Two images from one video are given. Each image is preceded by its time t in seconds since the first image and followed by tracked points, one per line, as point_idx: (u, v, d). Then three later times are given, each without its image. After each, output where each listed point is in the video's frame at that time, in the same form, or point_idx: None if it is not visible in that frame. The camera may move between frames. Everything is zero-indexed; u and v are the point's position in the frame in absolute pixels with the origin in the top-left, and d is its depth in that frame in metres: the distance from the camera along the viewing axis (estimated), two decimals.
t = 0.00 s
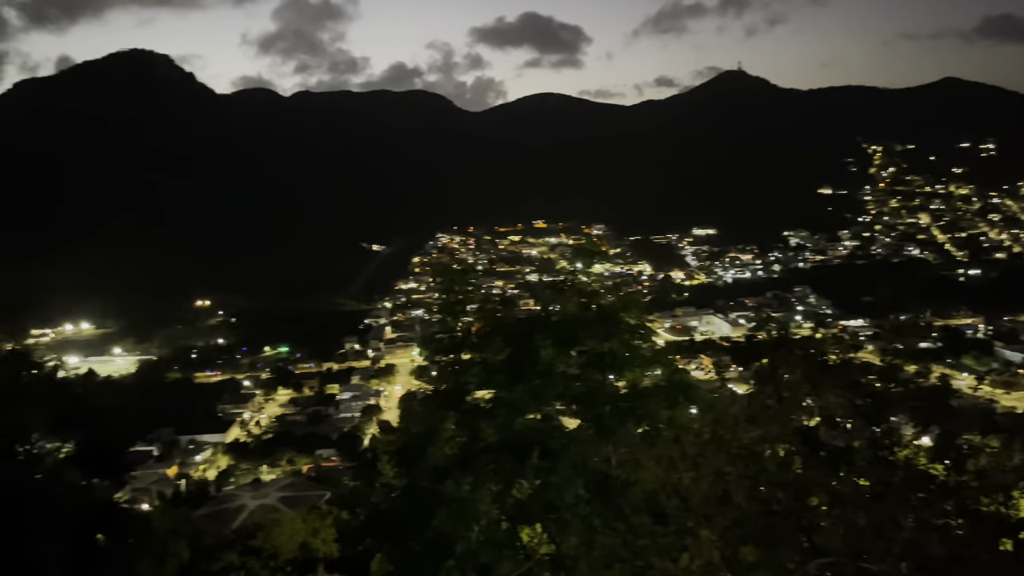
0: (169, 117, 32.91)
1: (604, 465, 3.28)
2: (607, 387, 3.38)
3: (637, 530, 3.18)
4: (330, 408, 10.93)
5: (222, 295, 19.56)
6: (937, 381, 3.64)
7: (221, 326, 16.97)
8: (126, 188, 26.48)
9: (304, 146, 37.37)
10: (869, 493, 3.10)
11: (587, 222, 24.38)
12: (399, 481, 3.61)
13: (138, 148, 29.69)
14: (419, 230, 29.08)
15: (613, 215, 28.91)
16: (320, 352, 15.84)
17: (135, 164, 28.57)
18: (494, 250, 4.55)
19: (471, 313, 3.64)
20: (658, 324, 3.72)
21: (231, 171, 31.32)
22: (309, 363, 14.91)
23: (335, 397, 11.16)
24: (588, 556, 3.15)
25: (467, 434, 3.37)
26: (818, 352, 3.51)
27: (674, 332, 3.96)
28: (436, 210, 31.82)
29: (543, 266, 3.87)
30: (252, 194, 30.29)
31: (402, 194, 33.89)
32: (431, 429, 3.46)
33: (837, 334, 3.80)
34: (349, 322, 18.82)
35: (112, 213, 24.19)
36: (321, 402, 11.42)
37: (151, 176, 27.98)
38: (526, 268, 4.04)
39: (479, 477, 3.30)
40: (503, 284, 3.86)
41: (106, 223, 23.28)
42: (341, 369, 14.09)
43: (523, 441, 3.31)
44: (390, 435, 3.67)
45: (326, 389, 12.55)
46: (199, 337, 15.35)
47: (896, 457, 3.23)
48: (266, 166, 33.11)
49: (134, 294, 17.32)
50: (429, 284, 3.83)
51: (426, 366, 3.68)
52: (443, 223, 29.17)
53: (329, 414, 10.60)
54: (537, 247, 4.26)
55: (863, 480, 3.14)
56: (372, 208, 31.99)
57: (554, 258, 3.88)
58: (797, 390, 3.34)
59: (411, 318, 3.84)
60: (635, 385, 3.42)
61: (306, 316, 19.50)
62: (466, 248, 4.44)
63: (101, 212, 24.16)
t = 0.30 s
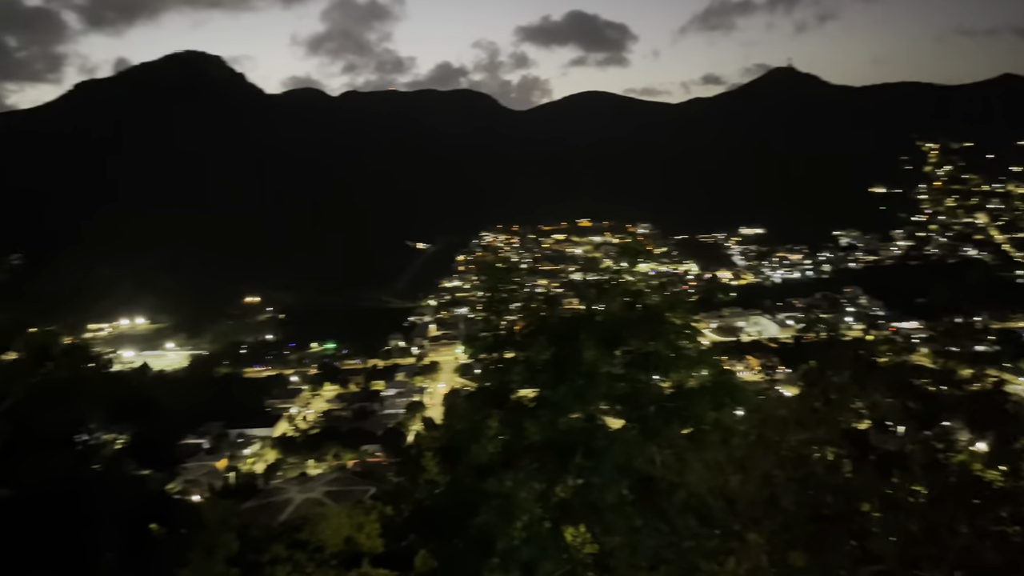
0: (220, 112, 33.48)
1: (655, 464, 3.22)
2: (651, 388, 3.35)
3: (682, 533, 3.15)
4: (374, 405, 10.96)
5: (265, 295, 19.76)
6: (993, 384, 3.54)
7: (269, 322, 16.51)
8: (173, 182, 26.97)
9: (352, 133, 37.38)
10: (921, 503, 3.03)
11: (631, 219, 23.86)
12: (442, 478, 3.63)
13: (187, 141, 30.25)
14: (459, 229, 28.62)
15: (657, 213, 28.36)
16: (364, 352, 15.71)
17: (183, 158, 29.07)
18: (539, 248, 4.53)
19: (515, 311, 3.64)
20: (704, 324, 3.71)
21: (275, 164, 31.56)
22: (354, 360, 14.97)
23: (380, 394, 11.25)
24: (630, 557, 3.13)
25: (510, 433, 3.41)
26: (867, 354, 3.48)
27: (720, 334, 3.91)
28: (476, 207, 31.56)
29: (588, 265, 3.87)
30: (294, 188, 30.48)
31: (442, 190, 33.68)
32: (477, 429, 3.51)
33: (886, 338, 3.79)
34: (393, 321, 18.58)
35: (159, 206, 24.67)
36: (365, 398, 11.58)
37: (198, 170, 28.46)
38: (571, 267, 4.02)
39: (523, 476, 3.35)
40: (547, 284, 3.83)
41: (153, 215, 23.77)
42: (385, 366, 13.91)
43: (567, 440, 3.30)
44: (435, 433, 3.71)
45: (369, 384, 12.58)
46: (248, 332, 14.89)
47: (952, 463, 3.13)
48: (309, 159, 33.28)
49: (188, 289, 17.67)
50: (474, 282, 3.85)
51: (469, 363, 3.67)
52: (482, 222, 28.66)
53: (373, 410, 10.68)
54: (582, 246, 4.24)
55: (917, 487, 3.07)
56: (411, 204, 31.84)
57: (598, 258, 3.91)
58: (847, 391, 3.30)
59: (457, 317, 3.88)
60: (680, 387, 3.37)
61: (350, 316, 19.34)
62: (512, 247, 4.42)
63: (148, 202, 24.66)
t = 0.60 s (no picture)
0: (269, 114, 34.22)
1: (690, 462, 3.12)
2: (698, 389, 3.28)
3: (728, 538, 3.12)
4: (420, 403, 10.93)
5: (319, 290, 20.00)
6: None
7: (319, 321, 15.53)
8: (221, 177, 27.48)
9: (396, 134, 37.66)
10: (978, 511, 3.10)
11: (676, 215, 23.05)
12: (486, 477, 3.61)
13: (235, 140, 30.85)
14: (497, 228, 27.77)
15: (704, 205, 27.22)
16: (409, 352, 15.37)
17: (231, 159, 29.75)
18: (583, 247, 4.49)
19: (559, 310, 3.63)
20: (753, 326, 3.68)
21: (317, 163, 31.91)
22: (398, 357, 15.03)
23: (424, 394, 11.03)
24: (675, 561, 3.09)
25: (553, 433, 3.38)
26: (925, 357, 3.42)
27: (768, 335, 3.86)
28: (516, 208, 31.30)
29: (632, 264, 3.83)
30: (335, 187, 30.66)
31: (481, 189, 33.62)
32: (518, 429, 3.47)
33: (941, 339, 3.77)
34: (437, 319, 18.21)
35: (208, 200, 25.11)
36: (409, 395, 11.45)
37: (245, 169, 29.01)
38: (615, 265, 3.98)
39: (565, 477, 3.30)
40: (591, 282, 3.76)
41: (202, 208, 24.19)
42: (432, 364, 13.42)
43: (611, 441, 3.26)
44: (478, 430, 3.70)
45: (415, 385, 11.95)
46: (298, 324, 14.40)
47: (1010, 471, 3.16)
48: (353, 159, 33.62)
49: (240, 280, 17.92)
50: (518, 281, 3.85)
51: (511, 362, 3.67)
52: (523, 220, 27.83)
53: (417, 408, 10.56)
54: (628, 245, 4.22)
55: (976, 494, 3.12)
56: (451, 203, 31.57)
57: (643, 257, 3.87)
58: (903, 397, 3.31)
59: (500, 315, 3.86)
60: (727, 389, 3.30)
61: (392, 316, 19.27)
62: (556, 245, 4.39)
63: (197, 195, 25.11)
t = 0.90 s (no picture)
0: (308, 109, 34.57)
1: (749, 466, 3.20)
2: (747, 391, 3.29)
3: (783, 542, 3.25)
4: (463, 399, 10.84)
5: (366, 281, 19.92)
6: None
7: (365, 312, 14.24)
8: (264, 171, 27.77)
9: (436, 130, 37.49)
10: None
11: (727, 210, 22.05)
12: (531, 477, 3.64)
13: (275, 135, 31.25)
14: (539, 224, 27.02)
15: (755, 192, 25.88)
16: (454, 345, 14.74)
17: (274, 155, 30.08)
18: (628, 245, 4.44)
19: (605, 310, 3.61)
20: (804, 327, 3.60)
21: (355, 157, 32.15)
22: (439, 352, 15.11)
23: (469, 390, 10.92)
24: (728, 563, 3.18)
25: (599, 433, 3.38)
26: (980, 362, 3.25)
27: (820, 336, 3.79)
28: (556, 208, 30.83)
29: (679, 263, 3.77)
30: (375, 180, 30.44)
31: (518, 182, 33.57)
32: (563, 429, 3.50)
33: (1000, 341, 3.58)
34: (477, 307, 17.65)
35: (252, 195, 25.32)
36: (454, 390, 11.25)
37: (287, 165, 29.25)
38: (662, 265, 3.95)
39: (612, 477, 3.33)
40: (637, 282, 3.72)
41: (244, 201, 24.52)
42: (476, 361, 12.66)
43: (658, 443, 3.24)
44: (523, 430, 3.70)
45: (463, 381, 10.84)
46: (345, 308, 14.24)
47: None
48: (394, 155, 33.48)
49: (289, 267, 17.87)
50: (563, 280, 3.82)
51: (555, 362, 3.64)
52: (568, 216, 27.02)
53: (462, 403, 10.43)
54: (674, 245, 4.19)
55: None
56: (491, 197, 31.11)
57: (690, 255, 3.78)
58: (961, 403, 3.22)
59: (543, 314, 3.81)
60: (775, 391, 3.34)
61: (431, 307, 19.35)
62: (600, 244, 4.34)
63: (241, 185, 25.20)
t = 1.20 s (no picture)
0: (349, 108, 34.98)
1: (798, 467, 3.21)
2: (793, 394, 3.31)
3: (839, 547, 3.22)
4: (508, 400, 10.40)
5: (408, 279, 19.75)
6: None
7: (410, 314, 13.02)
8: (306, 169, 28.16)
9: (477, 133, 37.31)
10: None
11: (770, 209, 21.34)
12: (572, 477, 3.64)
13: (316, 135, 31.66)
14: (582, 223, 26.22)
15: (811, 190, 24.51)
16: (498, 345, 14.27)
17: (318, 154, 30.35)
18: (676, 245, 4.44)
19: (650, 310, 3.61)
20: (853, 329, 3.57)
21: (395, 155, 32.41)
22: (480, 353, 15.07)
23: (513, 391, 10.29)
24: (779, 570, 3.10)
25: (644, 434, 3.41)
26: None
27: (873, 337, 3.73)
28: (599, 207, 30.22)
29: (726, 263, 3.85)
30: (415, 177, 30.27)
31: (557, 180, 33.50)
32: (608, 429, 3.48)
33: None
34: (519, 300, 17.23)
35: (294, 191, 25.69)
36: (498, 390, 10.97)
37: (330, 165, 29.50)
38: (708, 266, 3.96)
39: (659, 478, 3.33)
40: (683, 282, 3.75)
41: (287, 198, 24.91)
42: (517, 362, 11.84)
43: (701, 446, 3.29)
44: (568, 429, 3.72)
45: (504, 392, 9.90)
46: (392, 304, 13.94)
47: None
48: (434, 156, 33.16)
49: (333, 267, 17.96)
50: (608, 280, 3.86)
51: (599, 360, 3.67)
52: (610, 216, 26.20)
53: (506, 402, 10.25)
54: (722, 245, 4.21)
55: None
56: (533, 195, 30.66)
57: (738, 256, 3.86)
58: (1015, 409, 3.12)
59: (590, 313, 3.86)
60: (825, 394, 3.34)
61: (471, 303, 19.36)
62: (648, 244, 4.37)
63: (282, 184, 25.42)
